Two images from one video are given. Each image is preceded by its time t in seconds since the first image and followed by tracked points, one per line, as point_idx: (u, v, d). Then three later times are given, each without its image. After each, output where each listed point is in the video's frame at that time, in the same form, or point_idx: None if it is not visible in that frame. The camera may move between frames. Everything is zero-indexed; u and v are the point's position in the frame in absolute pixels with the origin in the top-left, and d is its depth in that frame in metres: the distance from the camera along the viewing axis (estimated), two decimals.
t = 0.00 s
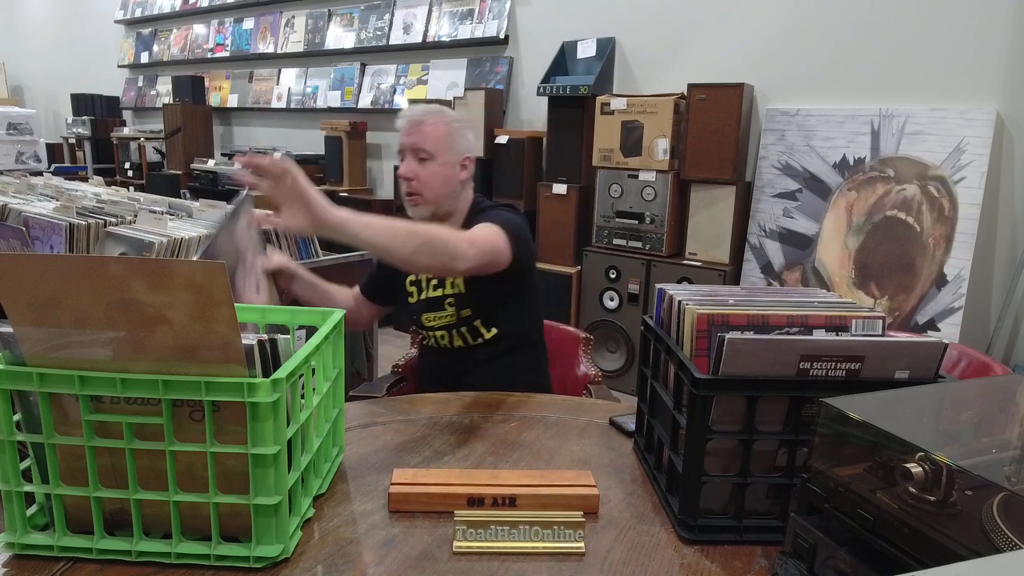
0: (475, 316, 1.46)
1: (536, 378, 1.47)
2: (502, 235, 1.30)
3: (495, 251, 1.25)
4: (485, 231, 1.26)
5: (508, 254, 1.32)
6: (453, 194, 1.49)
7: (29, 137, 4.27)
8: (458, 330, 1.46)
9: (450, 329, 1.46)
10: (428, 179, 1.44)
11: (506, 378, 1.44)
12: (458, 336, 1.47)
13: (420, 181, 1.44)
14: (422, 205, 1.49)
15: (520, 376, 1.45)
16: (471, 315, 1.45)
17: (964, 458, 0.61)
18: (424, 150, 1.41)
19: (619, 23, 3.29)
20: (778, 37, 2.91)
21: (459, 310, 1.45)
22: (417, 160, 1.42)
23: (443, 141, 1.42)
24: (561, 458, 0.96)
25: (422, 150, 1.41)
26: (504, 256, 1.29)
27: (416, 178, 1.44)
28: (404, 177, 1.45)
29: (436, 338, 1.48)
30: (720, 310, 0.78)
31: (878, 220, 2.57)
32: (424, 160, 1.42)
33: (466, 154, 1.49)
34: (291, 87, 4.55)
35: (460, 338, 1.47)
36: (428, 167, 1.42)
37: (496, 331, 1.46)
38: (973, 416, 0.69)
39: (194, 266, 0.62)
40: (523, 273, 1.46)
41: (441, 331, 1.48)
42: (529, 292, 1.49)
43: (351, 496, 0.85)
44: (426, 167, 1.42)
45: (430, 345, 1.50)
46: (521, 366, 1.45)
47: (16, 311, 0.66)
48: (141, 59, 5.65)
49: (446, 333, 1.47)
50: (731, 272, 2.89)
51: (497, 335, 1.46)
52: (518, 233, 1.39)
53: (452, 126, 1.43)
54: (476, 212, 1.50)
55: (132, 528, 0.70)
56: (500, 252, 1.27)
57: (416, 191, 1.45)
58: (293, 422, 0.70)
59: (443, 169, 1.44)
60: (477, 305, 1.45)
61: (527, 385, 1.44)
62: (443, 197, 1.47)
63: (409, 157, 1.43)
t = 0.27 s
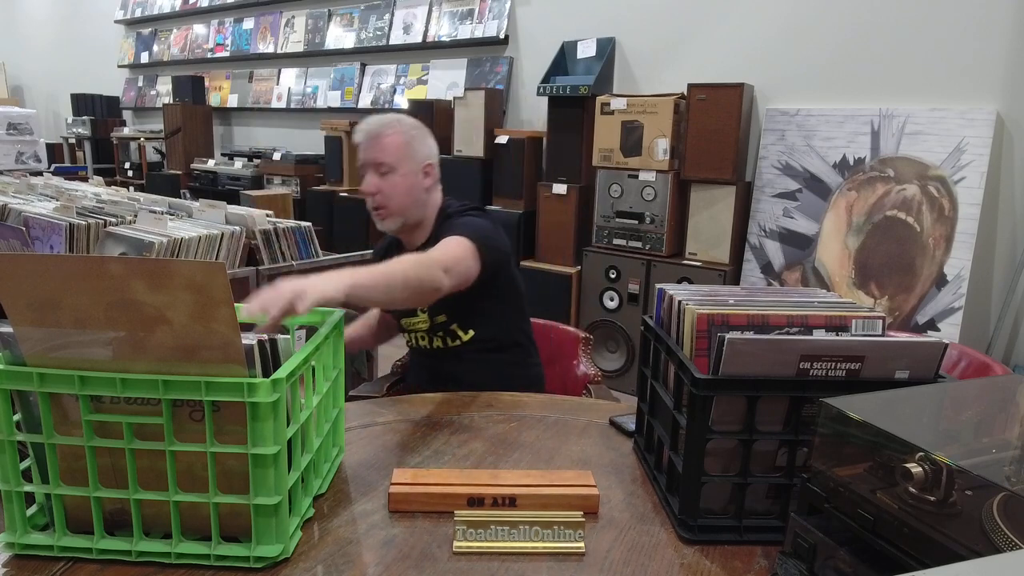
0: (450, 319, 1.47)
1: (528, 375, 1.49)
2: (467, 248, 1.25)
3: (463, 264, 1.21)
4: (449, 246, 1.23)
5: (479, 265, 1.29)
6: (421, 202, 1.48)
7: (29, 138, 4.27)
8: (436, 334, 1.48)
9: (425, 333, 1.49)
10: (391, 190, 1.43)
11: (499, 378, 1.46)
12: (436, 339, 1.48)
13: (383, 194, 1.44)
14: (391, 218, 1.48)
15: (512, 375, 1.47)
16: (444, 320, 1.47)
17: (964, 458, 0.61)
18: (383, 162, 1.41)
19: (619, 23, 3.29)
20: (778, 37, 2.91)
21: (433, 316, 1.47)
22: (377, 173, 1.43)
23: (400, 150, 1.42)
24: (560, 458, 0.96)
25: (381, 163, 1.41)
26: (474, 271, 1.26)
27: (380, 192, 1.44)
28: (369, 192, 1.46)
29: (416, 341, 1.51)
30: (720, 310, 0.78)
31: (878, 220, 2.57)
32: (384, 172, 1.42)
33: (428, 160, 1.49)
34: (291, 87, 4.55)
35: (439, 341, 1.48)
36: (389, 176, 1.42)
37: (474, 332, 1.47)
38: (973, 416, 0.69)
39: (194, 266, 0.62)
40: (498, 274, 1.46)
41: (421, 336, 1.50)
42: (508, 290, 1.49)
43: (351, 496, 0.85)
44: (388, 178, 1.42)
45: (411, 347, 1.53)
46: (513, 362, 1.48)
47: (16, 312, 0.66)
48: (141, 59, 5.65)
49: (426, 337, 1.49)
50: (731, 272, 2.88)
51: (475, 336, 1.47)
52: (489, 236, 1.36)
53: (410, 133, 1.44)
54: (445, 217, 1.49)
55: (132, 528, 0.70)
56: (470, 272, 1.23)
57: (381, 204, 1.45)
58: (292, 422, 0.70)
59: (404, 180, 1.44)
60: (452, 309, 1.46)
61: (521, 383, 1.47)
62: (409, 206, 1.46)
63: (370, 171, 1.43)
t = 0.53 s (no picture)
0: (442, 324, 1.48)
1: (521, 370, 1.50)
2: (453, 251, 1.28)
3: (451, 268, 1.24)
4: (437, 251, 1.25)
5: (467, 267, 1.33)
6: (382, 237, 1.45)
7: (29, 137, 4.27)
8: (429, 336, 1.48)
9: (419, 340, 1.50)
10: (348, 235, 1.44)
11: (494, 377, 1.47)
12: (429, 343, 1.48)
13: (343, 238, 1.45)
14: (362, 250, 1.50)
15: (507, 372, 1.47)
16: (435, 325, 1.48)
17: (964, 458, 0.61)
18: (333, 214, 1.39)
19: (619, 23, 3.29)
20: (778, 37, 2.91)
21: (424, 321, 1.48)
22: (332, 223, 1.42)
23: (338, 205, 1.37)
24: (560, 459, 0.96)
25: (331, 216, 1.39)
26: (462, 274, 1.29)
27: (342, 235, 1.45)
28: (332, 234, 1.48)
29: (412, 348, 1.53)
30: (720, 310, 0.78)
31: (878, 220, 2.57)
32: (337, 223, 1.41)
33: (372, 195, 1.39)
34: (291, 87, 4.55)
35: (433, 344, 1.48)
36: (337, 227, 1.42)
37: (466, 333, 1.47)
38: (973, 416, 0.69)
39: (194, 266, 0.62)
40: (483, 274, 1.44)
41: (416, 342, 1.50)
42: (494, 288, 1.48)
43: (351, 496, 0.85)
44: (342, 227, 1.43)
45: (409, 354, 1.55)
46: (504, 361, 1.48)
47: (16, 312, 0.66)
48: (141, 59, 5.65)
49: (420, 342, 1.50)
50: (731, 272, 2.88)
51: (468, 337, 1.47)
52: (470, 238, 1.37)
53: (349, 175, 1.35)
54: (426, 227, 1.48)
55: (132, 528, 0.70)
56: (458, 276, 1.27)
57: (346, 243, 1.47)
58: (292, 422, 0.70)
59: (358, 227, 1.42)
60: (442, 313, 1.47)
61: (517, 381, 1.47)
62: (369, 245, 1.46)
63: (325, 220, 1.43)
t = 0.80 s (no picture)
0: (433, 324, 1.46)
1: (516, 366, 1.50)
2: (435, 247, 1.29)
3: (432, 263, 1.24)
4: (419, 248, 1.25)
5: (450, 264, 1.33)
6: (367, 249, 1.46)
7: (29, 138, 4.27)
8: (422, 339, 1.48)
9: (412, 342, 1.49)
10: (333, 250, 1.46)
11: (491, 373, 1.48)
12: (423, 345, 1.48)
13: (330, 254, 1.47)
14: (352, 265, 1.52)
15: (502, 369, 1.48)
16: (427, 326, 1.46)
17: (964, 458, 0.61)
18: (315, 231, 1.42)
19: (619, 23, 3.29)
20: (778, 37, 2.91)
21: (414, 324, 1.46)
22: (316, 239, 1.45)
23: (318, 220, 1.39)
24: (560, 459, 0.96)
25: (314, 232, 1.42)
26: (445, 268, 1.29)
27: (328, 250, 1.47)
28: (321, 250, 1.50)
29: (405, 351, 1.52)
30: (720, 310, 0.78)
31: (878, 220, 2.57)
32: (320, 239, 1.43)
33: (353, 208, 1.40)
34: (291, 87, 4.55)
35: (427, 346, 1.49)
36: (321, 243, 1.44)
37: (458, 331, 1.47)
38: (974, 416, 0.69)
39: (194, 266, 0.62)
40: (467, 270, 1.43)
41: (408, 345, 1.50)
42: (479, 284, 1.46)
43: (351, 496, 0.85)
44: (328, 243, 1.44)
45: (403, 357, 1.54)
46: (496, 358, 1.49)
47: (16, 312, 0.66)
48: (141, 59, 5.65)
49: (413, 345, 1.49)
50: (731, 272, 2.88)
51: (462, 335, 1.47)
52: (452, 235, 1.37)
53: (325, 190, 1.37)
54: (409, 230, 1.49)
55: (132, 528, 0.70)
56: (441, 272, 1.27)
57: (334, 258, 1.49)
58: (292, 422, 0.70)
59: (340, 240, 1.43)
60: (430, 313, 1.45)
61: (511, 379, 1.48)
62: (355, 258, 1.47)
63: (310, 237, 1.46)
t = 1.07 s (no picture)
0: (430, 325, 1.46)
1: (515, 366, 1.50)
2: (428, 245, 1.28)
3: (424, 262, 1.24)
4: (412, 247, 1.25)
5: (444, 263, 1.33)
6: (363, 242, 1.46)
7: (29, 138, 4.27)
8: (421, 341, 1.47)
9: (409, 343, 1.48)
10: (333, 241, 1.45)
11: (489, 374, 1.48)
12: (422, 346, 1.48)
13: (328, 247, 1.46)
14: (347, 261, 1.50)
15: (500, 369, 1.49)
16: (424, 327, 1.46)
17: (964, 458, 0.61)
18: (312, 221, 1.41)
19: (619, 22, 3.29)
20: (778, 37, 2.91)
21: (412, 324, 1.46)
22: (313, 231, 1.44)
23: (321, 205, 1.39)
24: (560, 459, 0.96)
25: (312, 222, 1.41)
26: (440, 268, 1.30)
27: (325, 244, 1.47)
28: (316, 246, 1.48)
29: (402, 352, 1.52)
30: (719, 310, 0.78)
31: (878, 220, 2.57)
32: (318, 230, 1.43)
33: (357, 194, 1.42)
34: (291, 87, 4.55)
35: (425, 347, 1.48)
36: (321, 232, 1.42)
37: (456, 332, 1.47)
38: (974, 416, 0.69)
39: (194, 266, 0.62)
40: (463, 270, 1.42)
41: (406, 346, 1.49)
42: (477, 284, 1.46)
43: (351, 496, 0.85)
44: (326, 234, 1.43)
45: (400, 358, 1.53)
46: (494, 358, 1.49)
47: (16, 312, 0.66)
48: (141, 59, 5.65)
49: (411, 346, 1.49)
50: (731, 272, 2.88)
51: (459, 335, 1.47)
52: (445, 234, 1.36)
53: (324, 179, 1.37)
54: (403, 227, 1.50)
55: (133, 528, 0.70)
56: (433, 271, 1.27)
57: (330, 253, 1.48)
58: (292, 422, 0.70)
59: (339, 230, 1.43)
60: (428, 314, 1.45)
61: (511, 379, 1.48)
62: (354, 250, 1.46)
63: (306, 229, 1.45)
